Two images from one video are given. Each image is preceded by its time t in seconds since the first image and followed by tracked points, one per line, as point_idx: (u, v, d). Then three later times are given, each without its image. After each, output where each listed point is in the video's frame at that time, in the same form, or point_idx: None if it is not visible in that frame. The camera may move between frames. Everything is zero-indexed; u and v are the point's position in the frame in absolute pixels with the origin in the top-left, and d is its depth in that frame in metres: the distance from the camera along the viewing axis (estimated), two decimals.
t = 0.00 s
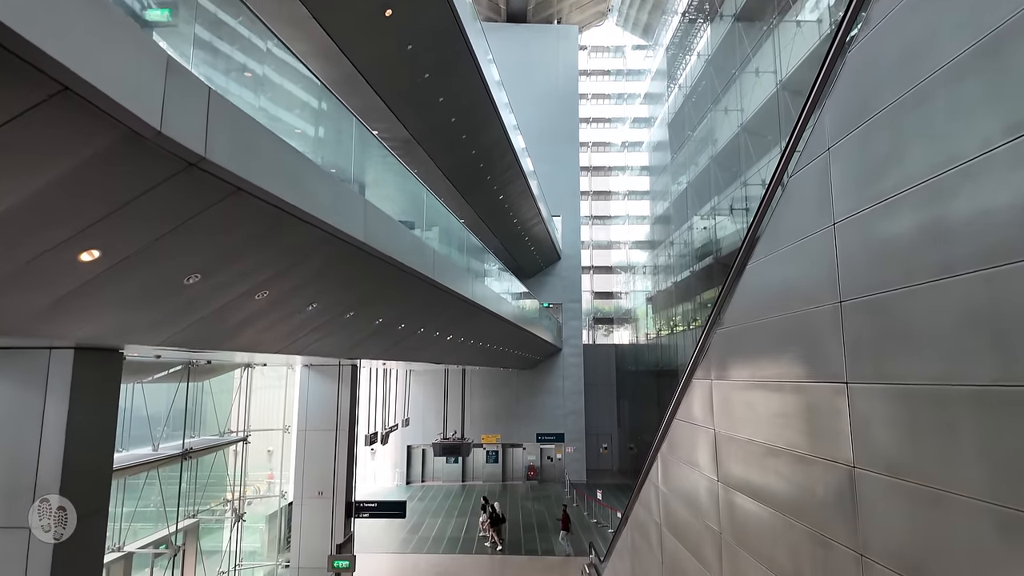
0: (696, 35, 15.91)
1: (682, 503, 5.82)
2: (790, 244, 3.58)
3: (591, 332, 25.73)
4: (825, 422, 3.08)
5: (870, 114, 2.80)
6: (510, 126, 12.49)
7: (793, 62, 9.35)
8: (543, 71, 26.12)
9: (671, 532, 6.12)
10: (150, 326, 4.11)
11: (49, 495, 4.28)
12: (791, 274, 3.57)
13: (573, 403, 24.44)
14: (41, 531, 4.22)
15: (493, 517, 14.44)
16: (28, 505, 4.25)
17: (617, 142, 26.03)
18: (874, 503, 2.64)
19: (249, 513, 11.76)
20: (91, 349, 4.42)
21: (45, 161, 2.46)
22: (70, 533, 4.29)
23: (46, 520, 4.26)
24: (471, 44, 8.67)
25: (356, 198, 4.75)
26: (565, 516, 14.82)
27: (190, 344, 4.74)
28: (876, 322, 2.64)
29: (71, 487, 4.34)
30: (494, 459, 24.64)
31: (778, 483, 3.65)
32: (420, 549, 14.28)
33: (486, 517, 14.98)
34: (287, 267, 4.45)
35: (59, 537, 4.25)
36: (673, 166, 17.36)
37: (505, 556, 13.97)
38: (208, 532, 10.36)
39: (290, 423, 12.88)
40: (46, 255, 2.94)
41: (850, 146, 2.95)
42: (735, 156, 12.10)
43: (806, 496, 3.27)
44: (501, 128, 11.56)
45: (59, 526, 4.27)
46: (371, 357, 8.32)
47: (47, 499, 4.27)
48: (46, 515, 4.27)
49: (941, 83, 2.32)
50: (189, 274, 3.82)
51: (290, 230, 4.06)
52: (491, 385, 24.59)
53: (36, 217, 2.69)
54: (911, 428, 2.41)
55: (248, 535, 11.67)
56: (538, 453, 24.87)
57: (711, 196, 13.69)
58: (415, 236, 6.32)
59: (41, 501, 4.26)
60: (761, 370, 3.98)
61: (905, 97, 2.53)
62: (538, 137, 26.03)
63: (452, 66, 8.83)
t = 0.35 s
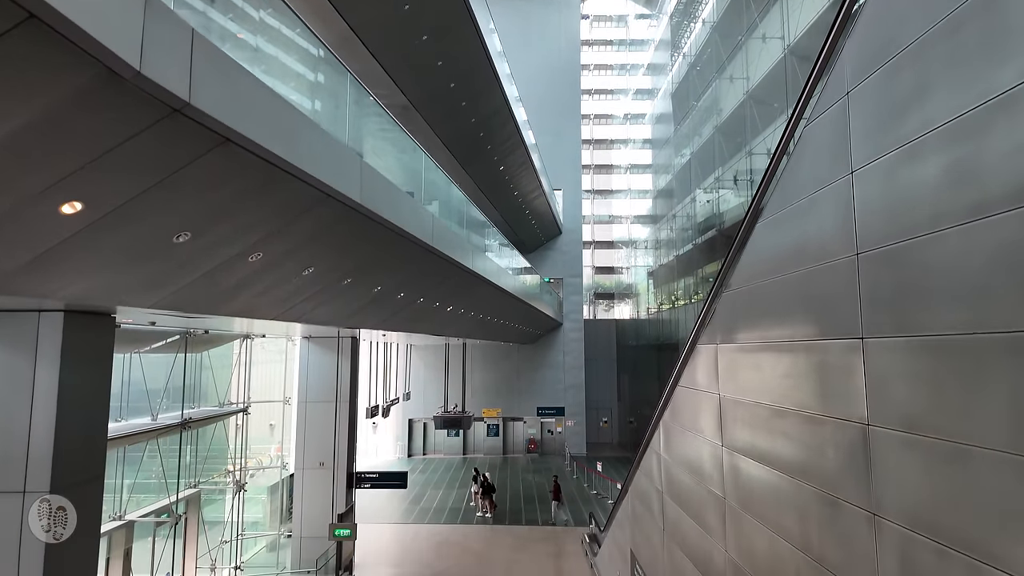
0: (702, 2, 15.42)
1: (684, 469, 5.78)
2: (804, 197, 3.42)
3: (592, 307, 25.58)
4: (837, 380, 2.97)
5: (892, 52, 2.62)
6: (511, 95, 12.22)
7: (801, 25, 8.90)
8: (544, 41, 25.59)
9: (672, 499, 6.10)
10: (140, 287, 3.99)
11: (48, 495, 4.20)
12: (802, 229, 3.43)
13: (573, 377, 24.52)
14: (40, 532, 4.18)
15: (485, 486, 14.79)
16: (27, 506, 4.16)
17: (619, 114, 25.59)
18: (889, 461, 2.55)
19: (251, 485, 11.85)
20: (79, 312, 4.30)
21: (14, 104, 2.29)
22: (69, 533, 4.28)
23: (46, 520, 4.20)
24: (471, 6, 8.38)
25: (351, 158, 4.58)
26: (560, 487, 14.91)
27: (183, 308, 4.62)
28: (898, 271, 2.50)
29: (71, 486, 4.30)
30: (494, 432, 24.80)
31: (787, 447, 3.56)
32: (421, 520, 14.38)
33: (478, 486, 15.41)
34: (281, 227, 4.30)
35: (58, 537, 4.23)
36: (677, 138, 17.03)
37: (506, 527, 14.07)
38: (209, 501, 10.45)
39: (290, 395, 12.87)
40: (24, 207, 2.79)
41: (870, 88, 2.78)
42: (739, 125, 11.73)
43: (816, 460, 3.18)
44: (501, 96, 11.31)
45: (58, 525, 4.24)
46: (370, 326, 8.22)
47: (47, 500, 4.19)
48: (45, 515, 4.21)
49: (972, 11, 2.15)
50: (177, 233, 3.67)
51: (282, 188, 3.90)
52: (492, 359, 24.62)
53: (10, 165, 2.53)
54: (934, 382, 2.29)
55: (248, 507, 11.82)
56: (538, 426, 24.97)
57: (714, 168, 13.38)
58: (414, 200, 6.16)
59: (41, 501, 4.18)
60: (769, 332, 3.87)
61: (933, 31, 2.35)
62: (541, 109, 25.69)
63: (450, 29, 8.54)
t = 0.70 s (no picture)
0: None
1: (687, 439, 5.70)
2: (817, 154, 3.28)
3: (593, 284, 25.02)
4: (850, 339, 2.85)
5: None
6: (512, 64, 11.95)
7: None
8: (545, 12, 25.13)
9: (675, 470, 6.05)
10: (128, 248, 3.86)
11: (48, 494, 4.17)
12: (815, 186, 3.29)
13: (574, 353, 24.53)
14: (41, 532, 4.14)
15: (477, 459, 14.89)
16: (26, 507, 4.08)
17: (621, 89, 25.16)
18: (906, 420, 2.45)
19: (251, 459, 11.84)
20: (68, 276, 4.18)
21: None
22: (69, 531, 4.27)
23: (47, 519, 4.17)
24: None
25: (346, 118, 4.41)
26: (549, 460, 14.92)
27: (174, 272, 4.50)
28: (923, 222, 2.36)
29: (69, 486, 4.29)
30: (495, 408, 24.86)
31: (796, 412, 3.46)
32: (422, 494, 14.43)
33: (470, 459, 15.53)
34: (274, 188, 4.14)
35: (59, 536, 4.22)
36: (680, 112, 16.67)
37: (506, 500, 14.11)
38: (211, 476, 10.48)
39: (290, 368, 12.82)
40: None
41: (892, 28, 2.62)
42: (744, 97, 11.36)
43: (827, 423, 3.08)
44: (502, 65, 11.05)
45: (58, 525, 4.21)
46: (369, 297, 8.10)
47: (47, 499, 4.15)
48: (47, 514, 4.17)
49: None
50: (164, 192, 3.52)
51: (274, 147, 3.72)
52: (493, 335, 24.61)
53: None
54: (959, 336, 2.17)
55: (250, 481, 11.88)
56: (539, 402, 25.00)
57: (717, 142, 13.07)
58: (413, 166, 6.00)
59: (41, 501, 4.13)
60: (777, 295, 3.74)
61: None
62: (542, 82, 25.23)
63: None
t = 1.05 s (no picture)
0: None
1: (690, 411, 5.61)
2: (833, 106, 3.12)
3: (593, 263, 25.22)
4: (867, 298, 2.73)
5: None
6: (513, 34, 11.62)
7: None
8: None
9: (677, 443, 5.98)
10: (114, 211, 3.71)
11: (47, 495, 4.14)
12: (831, 139, 3.13)
13: (574, 332, 24.50)
14: (41, 532, 4.10)
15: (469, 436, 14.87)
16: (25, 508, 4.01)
17: (624, 64, 24.70)
18: (929, 381, 2.32)
19: (251, 436, 11.83)
20: (52, 240, 4.03)
21: None
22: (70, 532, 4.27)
23: (47, 520, 4.14)
24: None
25: (339, 77, 4.20)
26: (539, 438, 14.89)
27: (165, 238, 4.35)
28: (953, 171, 2.20)
29: (67, 486, 4.28)
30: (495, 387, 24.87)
31: (806, 378, 3.35)
32: (421, 471, 14.46)
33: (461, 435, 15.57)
34: (266, 150, 3.97)
35: (58, 537, 4.21)
36: (683, 87, 16.34)
37: (506, 477, 14.14)
38: (211, 450, 10.46)
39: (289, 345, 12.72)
40: None
41: None
42: (749, 70, 11.06)
43: (840, 387, 2.97)
44: (502, 34, 10.76)
45: (58, 525, 4.21)
46: (366, 269, 7.97)
47: (46, 499, 4.12)
48: (47, 515, 4.13)
49: None
50: (150, 151, 3.35)
51: (265, 106, 3.53)
52: (493, 314, 24.52)
53: None
54: (989, 289, 2.04)
55: (250, 457, 11.89)
56: (539, 381, 25.00)
57: (721, 117, 12.76)
58: (410, 133, 5.81)
59: (41, 501, 4.09)
60: (788, 259, 3.60)
61: None
62: (544, 56, 24.75)
63: None
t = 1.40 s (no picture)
0: None
1: (694, 384, 5.51)
2: (852, 56, 2.95)
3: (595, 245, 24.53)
4: (886, 257, 2.59)
5: None
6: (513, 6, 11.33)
7: None
8: None
9: (681, 419, 5.89)
10: (97, 175, 3.56)
11: (48, 494, 4.12)
12: (849, 93, 2.96)
13: (574, 313, 24.42)
14: (41, 532, 4.09)
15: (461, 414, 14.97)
16: (27, 508, 3.98)
17: (626, 40, 24.27)
18: (953, 342, 2.19)
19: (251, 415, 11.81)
20: (34, 207, 3.89)
21: None
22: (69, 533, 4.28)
23: (47, 520, 4.12)
24: None
25: (332, 37, 4.02)
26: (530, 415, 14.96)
27: (153, 206, 4.21)
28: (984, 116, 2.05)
29: (68, 486, 4.27)
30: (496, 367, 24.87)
31: (818, 345, 3.23)
32: (421, 450, 14.47)
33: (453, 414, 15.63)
34: (256, 113, 3.81)
35: (58, 537, 4.21)
36: (686, 63, 16.01)
37: (507, 456, 14.15)
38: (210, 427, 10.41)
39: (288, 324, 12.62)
40: None
41: None
42: (753, 44, 10.78)
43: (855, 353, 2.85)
44: (502, 5, 10.48)
45: (58, 526, 4.21)
46: (363, 244, 7.84)
47: (47, 499, 4.11)
48: (47, 515, 4.12)
49: None
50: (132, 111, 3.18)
51: (256, 65, 3.35)
52: (493, 294, 24.43)
53: None
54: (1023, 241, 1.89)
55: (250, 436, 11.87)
56: (540, 362, 24.99)
57: (725, 93, 12.45)
58: (407, 101, 5.63)
59: (40, 501, 4.07)
60: (800, 223, 3.45)
61: None
62: (545, 33, 24.33)
63: None
